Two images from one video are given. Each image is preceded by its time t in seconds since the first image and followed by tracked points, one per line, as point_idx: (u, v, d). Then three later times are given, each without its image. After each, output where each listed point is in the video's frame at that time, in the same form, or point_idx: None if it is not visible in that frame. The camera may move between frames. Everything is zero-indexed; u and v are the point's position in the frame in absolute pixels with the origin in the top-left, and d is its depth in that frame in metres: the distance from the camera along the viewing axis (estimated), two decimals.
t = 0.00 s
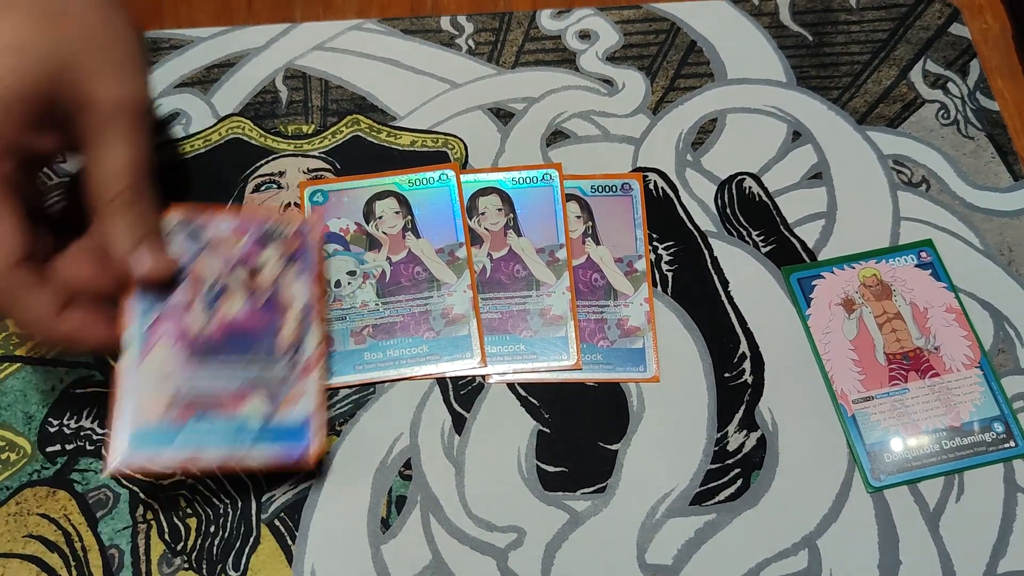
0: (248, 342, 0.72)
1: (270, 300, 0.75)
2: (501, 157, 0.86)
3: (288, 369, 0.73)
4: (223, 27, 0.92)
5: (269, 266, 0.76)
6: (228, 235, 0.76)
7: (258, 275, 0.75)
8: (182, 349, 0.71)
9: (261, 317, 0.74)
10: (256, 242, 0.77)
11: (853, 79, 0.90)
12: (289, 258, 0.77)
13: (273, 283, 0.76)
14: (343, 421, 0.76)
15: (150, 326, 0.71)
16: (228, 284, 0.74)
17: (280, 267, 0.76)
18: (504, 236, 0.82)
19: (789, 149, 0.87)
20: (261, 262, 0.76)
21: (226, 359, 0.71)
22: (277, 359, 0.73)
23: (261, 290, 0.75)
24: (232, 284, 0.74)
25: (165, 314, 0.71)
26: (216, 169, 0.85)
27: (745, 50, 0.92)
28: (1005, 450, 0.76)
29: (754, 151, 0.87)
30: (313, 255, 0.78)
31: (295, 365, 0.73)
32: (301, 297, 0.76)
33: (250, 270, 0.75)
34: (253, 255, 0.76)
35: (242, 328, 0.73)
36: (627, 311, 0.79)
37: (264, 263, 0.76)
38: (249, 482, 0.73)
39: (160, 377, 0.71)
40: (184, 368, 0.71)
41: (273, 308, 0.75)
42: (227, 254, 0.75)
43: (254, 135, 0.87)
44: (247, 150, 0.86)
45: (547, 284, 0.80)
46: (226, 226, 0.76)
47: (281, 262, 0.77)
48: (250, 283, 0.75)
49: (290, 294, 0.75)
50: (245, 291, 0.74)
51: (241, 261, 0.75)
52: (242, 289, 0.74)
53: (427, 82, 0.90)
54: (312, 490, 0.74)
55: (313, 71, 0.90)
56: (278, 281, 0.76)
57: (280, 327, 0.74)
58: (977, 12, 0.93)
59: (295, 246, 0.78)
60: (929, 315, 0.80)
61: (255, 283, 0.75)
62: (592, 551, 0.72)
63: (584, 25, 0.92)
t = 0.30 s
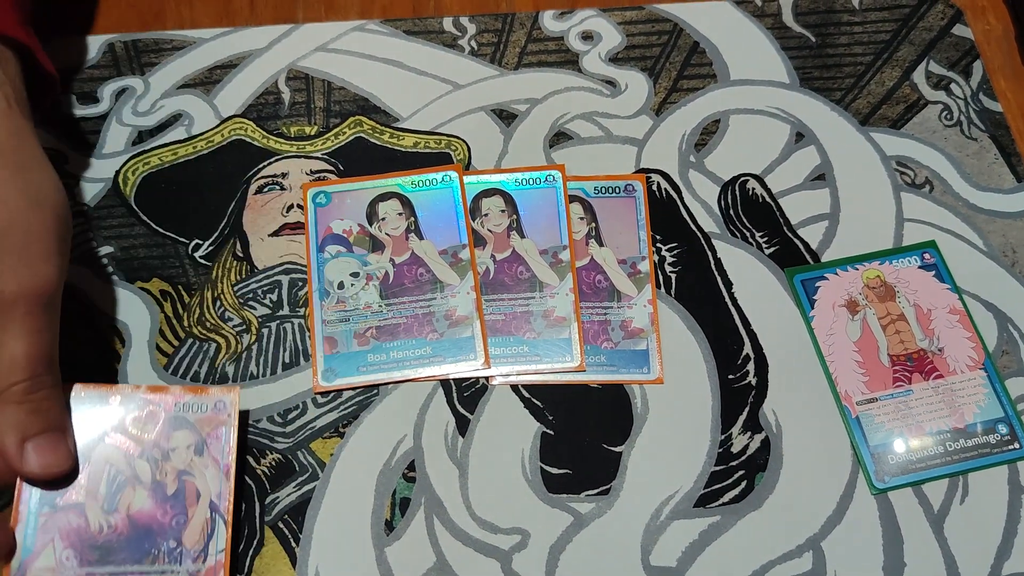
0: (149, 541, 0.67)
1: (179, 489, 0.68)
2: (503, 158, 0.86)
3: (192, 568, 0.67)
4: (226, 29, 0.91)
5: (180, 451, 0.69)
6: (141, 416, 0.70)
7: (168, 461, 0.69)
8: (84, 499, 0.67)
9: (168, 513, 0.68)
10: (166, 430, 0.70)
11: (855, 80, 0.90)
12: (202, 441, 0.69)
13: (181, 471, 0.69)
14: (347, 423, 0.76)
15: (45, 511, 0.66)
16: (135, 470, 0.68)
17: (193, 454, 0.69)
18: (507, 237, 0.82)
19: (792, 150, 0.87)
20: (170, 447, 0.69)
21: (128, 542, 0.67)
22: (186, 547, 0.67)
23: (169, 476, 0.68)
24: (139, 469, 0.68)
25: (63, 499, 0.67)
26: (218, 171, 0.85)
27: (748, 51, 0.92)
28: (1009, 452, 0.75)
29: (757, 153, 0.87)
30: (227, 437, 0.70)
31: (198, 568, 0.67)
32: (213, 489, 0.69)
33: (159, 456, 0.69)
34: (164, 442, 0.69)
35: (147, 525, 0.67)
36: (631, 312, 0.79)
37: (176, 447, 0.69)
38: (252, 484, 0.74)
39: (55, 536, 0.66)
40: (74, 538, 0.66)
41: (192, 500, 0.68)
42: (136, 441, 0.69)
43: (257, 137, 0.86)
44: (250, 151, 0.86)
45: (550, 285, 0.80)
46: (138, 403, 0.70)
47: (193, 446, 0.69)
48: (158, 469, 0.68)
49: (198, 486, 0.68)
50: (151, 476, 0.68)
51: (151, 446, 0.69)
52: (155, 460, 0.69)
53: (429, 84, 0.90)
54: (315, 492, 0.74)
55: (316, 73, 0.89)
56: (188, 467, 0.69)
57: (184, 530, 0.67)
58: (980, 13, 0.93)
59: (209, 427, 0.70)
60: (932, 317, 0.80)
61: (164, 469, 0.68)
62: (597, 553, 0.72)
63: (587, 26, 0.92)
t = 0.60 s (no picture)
0: (142, 563, 0.70)
1: (170, 512, 0.72)
2: (506, 157, 0.86)
3: None
4: (227, 27, 0.91)
5: (172, 478, 0.73)
6: (139, 445, 0.74)
7: (160, 486, 0.72)
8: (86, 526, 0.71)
9: (160, 535, 0.71)
10: (160, 458, 0.74)
11: (858, 79, 0.90)
12: (193, 467, 0.73)
13: (173, 494, 0.72)
14: (349, 422, 0.76)
15: (52, 537, 0.71)
16: (130, 496, 0.72)
17: (184, 480, 0.73)
18: (509, 236, 0.82)
19: (794, 149, 0.87)
20: (164, 473, 0.73)
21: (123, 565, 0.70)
22: (176, 568, 0.70)
23: (161, 500, 0.72)
24: (134, 495, 0.72)
25: (68, 526, 0.71)
26: (221, 170, 0.85)
27: (751, 50, 0.91)
28: (1012, 450, 0.75)
29: (759, 151, 0.87)
30: (217, 462, 0.74)
31: None
32: (202, 512, 0.72)
33: (152, 482, 0.73)
34: (158, 469, 0.73)
35: (140, 546, 0.70)
36: (633, 311, 0.79)
37: (170, 473, 0.73)
38: (255, 482, 0.74)
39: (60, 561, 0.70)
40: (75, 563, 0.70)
41: (182, 523, 0.71)
42: (132, 469, 0.73)
43: (259, 136, 0.86)
44: (252, 150, 0.86)
45: (553, 284, 0.80)
46: (135, 435, 0.75)
47: (184, 472, 0.73)
48: (151, 494, 0.72)
49: (189, 508, 0.72)
50: (145, 501, 0.72)
51: (145, 473, 0.73)
52: (149, 486, 0.72)
53: (431, 83, 0.90)
54: (318, 490, 0.74)
55: (318, 72, 0.89)
56: (179, 491, 0.72)
57: (174, 552, 0.70)
58: (983, 12, 0.93)
59: (201, 453, 0.74)
60: (935, 316, 0.80)
61: (156, 494, 0.72)
62: (600, 552, 0.72)
63: (589, 25, 0.92)
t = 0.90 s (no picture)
0: (141, 562, 0.70)
1: (170, 510, 0.71)
2: (505, 155, 0.86)
3: None
4: (227, 25, 0.91)
5: (172, 477, 0.73)
6: (139, 443, 0.74)
7: (160, 484, 0.72)
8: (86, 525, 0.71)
9: (159, 534, 0.70)
10: (160, 457, 0.73)
11: (858, 76, 0.90)
12: (193, 466, 0.73)
13: (173, 492, 0.72)
14: (349, 420, 0.76)
15: (51, 536, 0.70)
16: (129, 494, 0.72)
17: (184, 478, 0.73)
18: (509, 234, 0.82)
19: (794, 147, 0.87)
20: (163, 472, 0.73)
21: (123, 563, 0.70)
22: (176, 567, 0.70)
23: (161, 498, 0.72)
24: (133, 493, 0.72)
25: (67, 525, 0.71)
26: (220, 168, 0.85)
27: (751, 48, 0.91)
28: (1012, 448, 0.75)
29: (759, 149, 0.87)
30: (217, 461, 0.74)
31: None
32: (201, 511, 0.72)
33: (152, 480, 0.72)
34: (157, 468, 0.73)
35: (139, 543, 0.70)
36: (633, 309, 0.79)
37: (169, 472, 0.73)
38: (255, 480, 0.74)
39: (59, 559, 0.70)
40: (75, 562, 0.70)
41: (182, 522, 0.71)
42: (131, 468, 0.73)
43: (258, 134, 0.86)
44: (252, 148, 0.86)
45: (553, 282, 0.80)
46: (134, 433, 0.74)
47: (184, 470, 0.73)
48: (150, 493, 0.72)
49: (188, 507, 0.72)
50: (144, 499, 0.72)
51: (145, 472, 0.73)
52: (149, 484, 0.72)
53: (431, 81, 0.89)
54: (318, 489, 0.74)
55: (317, 69, 0.89)
56: (178, 489, 0.72)
57: (173, 551, 0.70)
58: (983, 10, 0.93)
59: (200, 451, 0.74)
60: (935, 314, 0.80)
61: (156, 493, 0.72)
62: (600, 550, 0.72)
63: (589, 23, 0.92)
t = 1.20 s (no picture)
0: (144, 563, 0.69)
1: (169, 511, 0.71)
2: (506, 155, 0.86)
3: None
4: (227, 25, 0.91)
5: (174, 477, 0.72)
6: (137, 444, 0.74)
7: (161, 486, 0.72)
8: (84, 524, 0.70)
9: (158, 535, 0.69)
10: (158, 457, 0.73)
11: (859, 76, 0.90)
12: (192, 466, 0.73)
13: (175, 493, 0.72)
14: (350, 420, 0.76)
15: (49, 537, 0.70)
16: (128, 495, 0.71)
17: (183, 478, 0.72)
18: (510, 234, 0.82)
19: (795, 146, 0.87)
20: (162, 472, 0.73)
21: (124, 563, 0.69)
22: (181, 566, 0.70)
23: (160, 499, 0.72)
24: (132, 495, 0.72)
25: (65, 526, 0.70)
26: (220, 167, 0.85)
27: (752, 48, 0.91)
28: (1013, 448, 0.75)
29: (760, 149, 0.87)
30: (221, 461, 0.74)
31: None
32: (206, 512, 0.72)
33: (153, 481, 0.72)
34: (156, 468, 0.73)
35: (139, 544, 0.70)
36: (634, 309, 0.79)
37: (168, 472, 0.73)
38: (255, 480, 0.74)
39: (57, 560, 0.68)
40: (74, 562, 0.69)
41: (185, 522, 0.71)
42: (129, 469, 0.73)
43: (258, 133, 0.86)
44: (252, 148, 0.85)
45: (553, 282, 0.80)
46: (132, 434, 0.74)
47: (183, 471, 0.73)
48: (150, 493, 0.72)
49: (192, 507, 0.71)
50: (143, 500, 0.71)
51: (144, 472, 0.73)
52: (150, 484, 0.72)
53: (431, 80, 0.89)
54: (318, 489, 0.74)
55: (317, 69, 0.89)
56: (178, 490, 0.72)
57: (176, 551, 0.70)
58: (983, 10, 0.93)
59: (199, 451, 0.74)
60: (936, 314, 0.80)
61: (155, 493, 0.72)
62: (601, 550, 0.72)
63: (589, 22, 0.92)
